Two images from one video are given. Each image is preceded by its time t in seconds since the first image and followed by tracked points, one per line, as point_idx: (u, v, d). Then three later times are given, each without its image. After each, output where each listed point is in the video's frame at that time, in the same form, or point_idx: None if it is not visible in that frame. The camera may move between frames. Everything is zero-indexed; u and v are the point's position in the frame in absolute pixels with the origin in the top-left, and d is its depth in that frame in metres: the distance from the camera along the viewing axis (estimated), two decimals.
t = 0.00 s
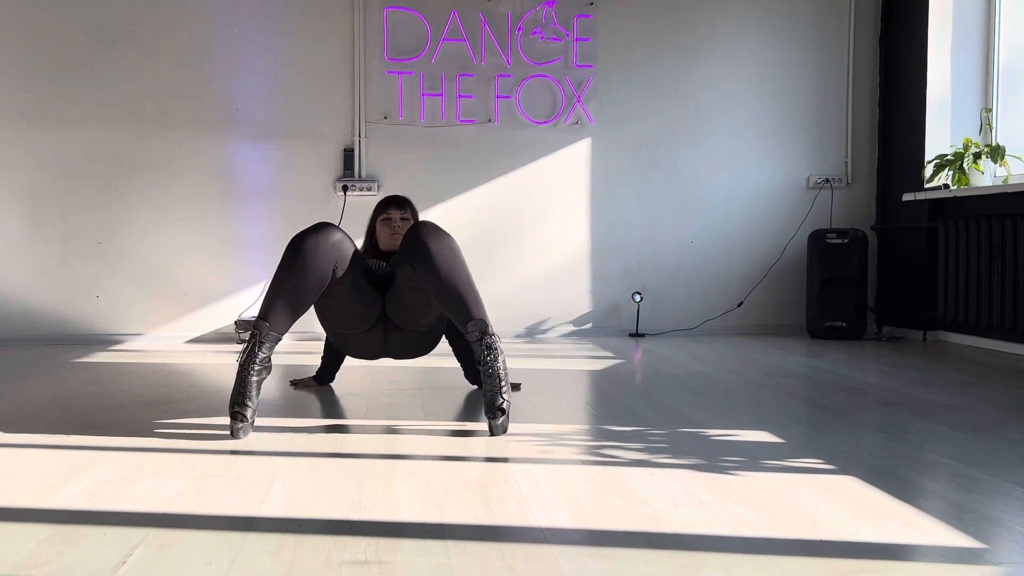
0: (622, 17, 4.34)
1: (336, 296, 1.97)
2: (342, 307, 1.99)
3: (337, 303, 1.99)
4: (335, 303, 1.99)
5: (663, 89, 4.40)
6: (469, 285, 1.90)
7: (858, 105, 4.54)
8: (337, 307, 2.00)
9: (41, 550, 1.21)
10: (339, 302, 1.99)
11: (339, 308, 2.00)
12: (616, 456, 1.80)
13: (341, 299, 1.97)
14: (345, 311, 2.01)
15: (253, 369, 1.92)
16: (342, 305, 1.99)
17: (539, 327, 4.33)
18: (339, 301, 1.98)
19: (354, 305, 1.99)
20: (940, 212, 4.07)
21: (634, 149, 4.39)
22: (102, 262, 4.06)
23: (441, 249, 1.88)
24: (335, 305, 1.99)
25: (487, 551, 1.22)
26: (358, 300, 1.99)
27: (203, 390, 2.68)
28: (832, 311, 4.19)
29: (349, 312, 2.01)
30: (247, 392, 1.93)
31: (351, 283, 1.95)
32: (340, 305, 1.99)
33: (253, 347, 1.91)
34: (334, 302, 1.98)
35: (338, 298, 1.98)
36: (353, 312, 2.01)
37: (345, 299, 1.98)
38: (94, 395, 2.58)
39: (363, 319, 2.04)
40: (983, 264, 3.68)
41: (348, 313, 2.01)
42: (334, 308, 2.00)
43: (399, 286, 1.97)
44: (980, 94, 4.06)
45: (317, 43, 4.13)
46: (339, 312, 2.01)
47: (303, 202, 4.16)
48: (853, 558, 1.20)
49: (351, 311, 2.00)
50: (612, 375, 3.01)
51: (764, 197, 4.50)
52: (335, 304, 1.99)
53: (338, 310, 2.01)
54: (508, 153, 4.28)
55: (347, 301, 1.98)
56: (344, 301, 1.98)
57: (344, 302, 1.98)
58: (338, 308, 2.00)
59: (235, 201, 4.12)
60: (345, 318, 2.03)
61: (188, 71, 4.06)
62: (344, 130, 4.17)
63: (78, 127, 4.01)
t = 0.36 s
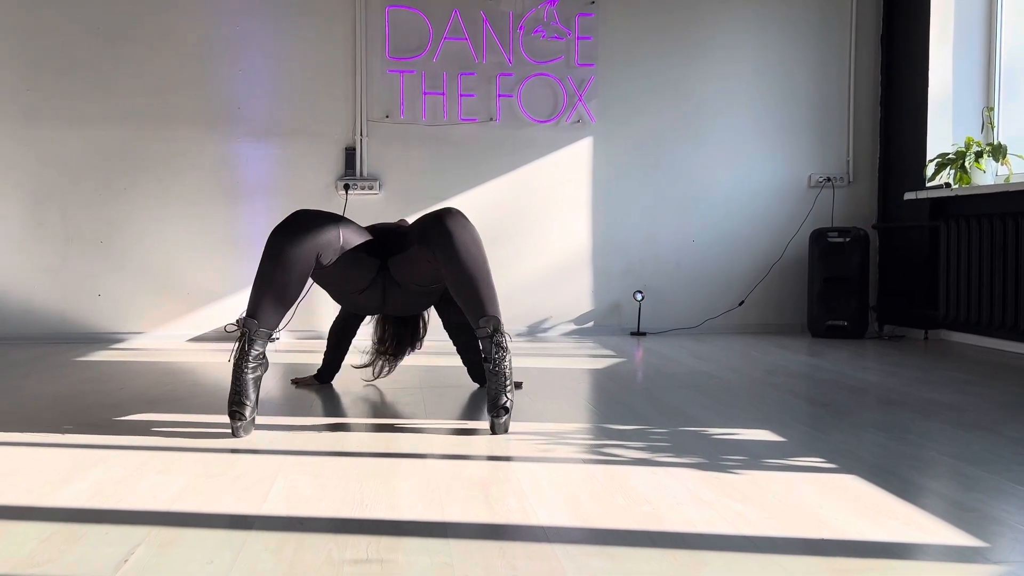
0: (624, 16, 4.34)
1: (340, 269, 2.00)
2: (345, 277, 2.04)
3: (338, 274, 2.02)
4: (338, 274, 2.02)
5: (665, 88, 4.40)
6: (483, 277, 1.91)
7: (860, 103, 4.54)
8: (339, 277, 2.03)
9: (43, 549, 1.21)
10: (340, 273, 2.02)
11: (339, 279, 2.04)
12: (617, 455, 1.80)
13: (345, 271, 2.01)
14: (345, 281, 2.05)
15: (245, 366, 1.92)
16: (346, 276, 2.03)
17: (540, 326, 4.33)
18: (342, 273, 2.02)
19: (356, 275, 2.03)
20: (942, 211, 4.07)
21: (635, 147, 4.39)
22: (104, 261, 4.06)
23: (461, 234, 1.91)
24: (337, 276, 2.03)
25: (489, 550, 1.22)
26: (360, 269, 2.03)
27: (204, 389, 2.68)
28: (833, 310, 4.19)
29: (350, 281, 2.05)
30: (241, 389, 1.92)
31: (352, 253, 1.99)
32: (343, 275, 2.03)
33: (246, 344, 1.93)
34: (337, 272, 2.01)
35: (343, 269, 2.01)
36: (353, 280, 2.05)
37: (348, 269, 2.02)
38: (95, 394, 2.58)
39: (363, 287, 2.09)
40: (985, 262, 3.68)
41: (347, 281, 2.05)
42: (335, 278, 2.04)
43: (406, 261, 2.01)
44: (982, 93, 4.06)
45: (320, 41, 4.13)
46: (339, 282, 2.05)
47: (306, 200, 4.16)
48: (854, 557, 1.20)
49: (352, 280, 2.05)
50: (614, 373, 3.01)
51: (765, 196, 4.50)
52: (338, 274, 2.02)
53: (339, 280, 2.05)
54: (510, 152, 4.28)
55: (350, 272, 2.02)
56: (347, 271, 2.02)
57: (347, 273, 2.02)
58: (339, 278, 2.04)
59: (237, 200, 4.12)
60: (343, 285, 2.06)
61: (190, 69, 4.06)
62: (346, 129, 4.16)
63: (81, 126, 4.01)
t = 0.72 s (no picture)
0: (625, 15, 4.33)
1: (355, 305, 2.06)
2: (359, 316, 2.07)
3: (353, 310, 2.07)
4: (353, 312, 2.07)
5: (666, 87, 4.39)
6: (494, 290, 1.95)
7: (861, 102, 4.53)
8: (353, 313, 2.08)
9: (44, 547, 1.22)
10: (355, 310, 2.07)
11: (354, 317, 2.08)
12: (618, 454, 1.80)
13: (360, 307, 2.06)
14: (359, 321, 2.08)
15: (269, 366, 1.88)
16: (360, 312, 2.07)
17: (542, 325, 4.33)
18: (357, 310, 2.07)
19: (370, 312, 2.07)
20: (944, 210, 4.07)
21: (636, 146, 4.38)
22: (105, 259, 4.06)
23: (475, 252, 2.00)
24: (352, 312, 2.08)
25: (489, 548, 1.22)
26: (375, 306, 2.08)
27: (206, 387, 2.69)
28: (835, 309, 4.19)
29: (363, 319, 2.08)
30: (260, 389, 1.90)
31: (373, 293, 2.06)
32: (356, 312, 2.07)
33: (274, 342, 1.87)
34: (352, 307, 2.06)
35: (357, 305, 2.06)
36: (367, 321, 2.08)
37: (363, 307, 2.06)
38: (97, 392, 2.58)
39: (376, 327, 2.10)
40: (986, 261, 3.68)
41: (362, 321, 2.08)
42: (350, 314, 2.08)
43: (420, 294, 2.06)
44: (983, 92, 4.06)
45: (320, 40, 4.14)
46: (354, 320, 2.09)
47: (307, 199, 4.17)
48: (855, 556, 1.20)
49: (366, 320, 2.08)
50: (615, 372, 3.01)
51: (766, 195, 4.50)
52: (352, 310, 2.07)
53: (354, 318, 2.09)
54: (511, 151, 4.28)
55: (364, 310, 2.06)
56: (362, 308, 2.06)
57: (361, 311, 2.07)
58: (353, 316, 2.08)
59: (239, 199, 4.13)
60: (359, 324, 2.09)
61: (190, 68, 4.06)
62: (347, 128, 4.17)
63: (82, 125, 4.02)
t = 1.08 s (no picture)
0: (625, 13, 4.33)
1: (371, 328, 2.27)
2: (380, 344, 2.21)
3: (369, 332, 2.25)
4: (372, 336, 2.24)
5: (666, 86, 4.39)
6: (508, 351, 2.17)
7: (861, 101, 4.53)
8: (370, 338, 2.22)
9: (44, 545, 1.22)
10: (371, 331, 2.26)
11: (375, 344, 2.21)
12: (618, 453, 1.80)
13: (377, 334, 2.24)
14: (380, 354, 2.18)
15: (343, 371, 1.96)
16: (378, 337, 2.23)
17: (542, 323, 4.33)
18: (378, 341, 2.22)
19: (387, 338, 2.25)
20: (944, 208, 4.07)
21: (637, 145, 4.38)
22: (106, 257, 4.06)
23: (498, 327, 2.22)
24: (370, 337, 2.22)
25: (490, 546, 1.22)
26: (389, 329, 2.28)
27: (207, 385, 2.69)
28: (835, 308, 4.19)
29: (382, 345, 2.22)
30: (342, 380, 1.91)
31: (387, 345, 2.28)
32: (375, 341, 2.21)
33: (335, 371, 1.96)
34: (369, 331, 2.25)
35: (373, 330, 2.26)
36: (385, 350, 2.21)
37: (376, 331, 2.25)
38: (98, 390, 2.59)
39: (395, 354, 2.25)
40: (987, 259, 3.68)
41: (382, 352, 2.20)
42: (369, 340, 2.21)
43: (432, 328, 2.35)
44: (984, 91, 4.06)
45: (321, 39, 4.13)
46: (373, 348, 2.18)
47: (307, 197, 4.16)
48: (855, 555, 1.20)
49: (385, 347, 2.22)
50: (615, 371, 3.02)
51: (767, 194, 4.50)
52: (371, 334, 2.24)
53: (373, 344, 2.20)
54: (511, 150, 4.28)
55: (380, 335, 2.23)
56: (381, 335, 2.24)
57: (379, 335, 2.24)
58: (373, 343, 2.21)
59: (240, 198, 4.13)
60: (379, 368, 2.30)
61: (191, 66, 4.06)
62: (347, 126, 4.17)
63: (83, 123, 4.02)
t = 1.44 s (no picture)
0: (625, 13, 4.33)
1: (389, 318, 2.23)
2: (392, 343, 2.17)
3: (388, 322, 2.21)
4: (390, 332, 2.19)
5: (666, 85, 4.39)
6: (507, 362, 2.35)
7: (862, 100, 4.52)
8: (388, 333, 2.18)
9: (44, 544, 1.22)
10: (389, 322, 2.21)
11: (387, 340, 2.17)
12: (619, 452, 1.80)
13: (395, 329, 2.20)
14: (388, 356, 2.16)
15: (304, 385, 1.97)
16: (395, 334, 2.19)
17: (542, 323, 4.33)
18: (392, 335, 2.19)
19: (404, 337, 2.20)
20: (945, 208, 4.07)
21: (637, 144, 4.38)
22: (106, 256, 4.06)
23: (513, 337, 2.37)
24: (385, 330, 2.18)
25: (490, 545, 1.22)
26: (409, 331, 2.22)
27: (207, 384, 2.69)
28: (836, 307, 4.19)
29: (396, 344, 2.18)
30: (286, 402, 1.92)
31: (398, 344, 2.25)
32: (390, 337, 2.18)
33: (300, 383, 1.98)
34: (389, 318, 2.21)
35: (393, 322, 2.21)
36: (398, 349, 2.18)
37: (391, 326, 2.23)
38: (98, 390, 2.59)
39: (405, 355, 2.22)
40: (986, 259, 3.68)
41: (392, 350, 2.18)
42: (385, 335, 2.17)
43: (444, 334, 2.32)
44: (984, 90, 4.06)
45: (321, 37, 4.13)
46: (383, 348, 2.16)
47: (307, 196, 4.16)
48: (856, 554, 1.20)
49: (397, 347, 2.18)
50: (615, 370, 3.02)
51: (768, 193, 4.49)
52: (390, 327, 2.20)
53: (385, 342, 2.16)
54: (512, 149, 4.27)
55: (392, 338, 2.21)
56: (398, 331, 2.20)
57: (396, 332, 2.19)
58: (386, 340, 2.17)
59: (240, 197, 4.13)
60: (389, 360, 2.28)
61: (191, 65, 4.06)
62: (347, 125, 4.17)
63: (83, 122, 4.01)
